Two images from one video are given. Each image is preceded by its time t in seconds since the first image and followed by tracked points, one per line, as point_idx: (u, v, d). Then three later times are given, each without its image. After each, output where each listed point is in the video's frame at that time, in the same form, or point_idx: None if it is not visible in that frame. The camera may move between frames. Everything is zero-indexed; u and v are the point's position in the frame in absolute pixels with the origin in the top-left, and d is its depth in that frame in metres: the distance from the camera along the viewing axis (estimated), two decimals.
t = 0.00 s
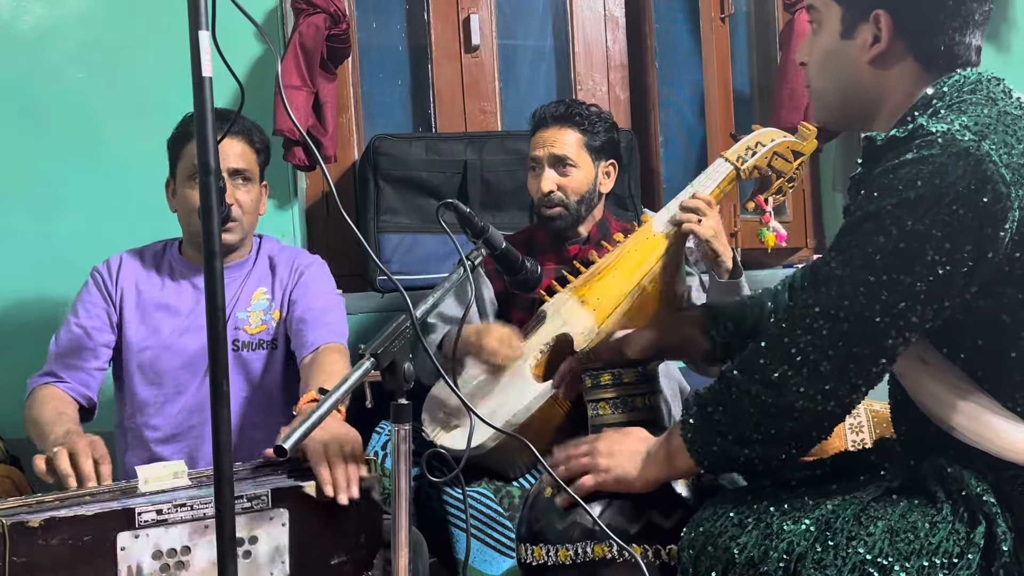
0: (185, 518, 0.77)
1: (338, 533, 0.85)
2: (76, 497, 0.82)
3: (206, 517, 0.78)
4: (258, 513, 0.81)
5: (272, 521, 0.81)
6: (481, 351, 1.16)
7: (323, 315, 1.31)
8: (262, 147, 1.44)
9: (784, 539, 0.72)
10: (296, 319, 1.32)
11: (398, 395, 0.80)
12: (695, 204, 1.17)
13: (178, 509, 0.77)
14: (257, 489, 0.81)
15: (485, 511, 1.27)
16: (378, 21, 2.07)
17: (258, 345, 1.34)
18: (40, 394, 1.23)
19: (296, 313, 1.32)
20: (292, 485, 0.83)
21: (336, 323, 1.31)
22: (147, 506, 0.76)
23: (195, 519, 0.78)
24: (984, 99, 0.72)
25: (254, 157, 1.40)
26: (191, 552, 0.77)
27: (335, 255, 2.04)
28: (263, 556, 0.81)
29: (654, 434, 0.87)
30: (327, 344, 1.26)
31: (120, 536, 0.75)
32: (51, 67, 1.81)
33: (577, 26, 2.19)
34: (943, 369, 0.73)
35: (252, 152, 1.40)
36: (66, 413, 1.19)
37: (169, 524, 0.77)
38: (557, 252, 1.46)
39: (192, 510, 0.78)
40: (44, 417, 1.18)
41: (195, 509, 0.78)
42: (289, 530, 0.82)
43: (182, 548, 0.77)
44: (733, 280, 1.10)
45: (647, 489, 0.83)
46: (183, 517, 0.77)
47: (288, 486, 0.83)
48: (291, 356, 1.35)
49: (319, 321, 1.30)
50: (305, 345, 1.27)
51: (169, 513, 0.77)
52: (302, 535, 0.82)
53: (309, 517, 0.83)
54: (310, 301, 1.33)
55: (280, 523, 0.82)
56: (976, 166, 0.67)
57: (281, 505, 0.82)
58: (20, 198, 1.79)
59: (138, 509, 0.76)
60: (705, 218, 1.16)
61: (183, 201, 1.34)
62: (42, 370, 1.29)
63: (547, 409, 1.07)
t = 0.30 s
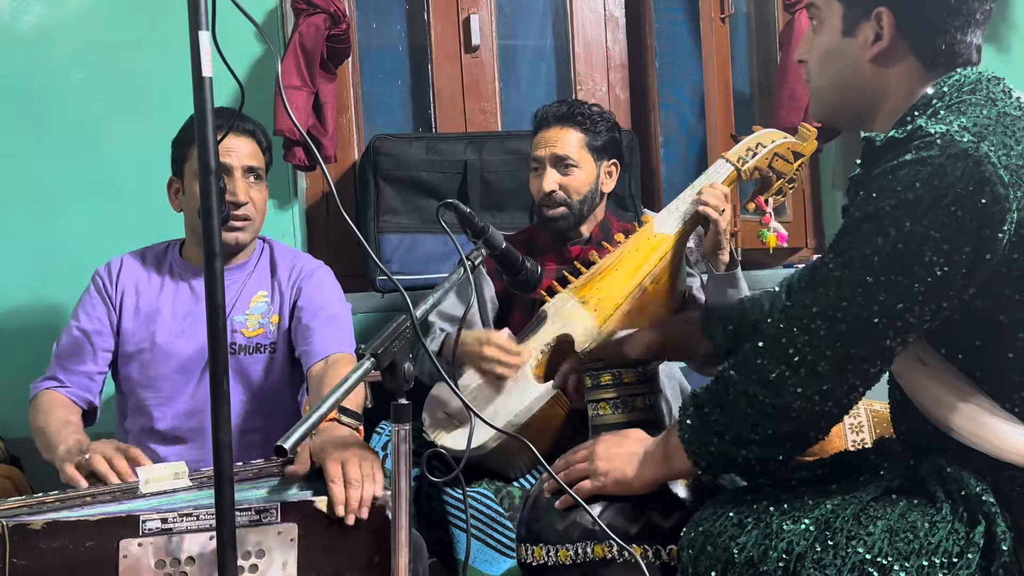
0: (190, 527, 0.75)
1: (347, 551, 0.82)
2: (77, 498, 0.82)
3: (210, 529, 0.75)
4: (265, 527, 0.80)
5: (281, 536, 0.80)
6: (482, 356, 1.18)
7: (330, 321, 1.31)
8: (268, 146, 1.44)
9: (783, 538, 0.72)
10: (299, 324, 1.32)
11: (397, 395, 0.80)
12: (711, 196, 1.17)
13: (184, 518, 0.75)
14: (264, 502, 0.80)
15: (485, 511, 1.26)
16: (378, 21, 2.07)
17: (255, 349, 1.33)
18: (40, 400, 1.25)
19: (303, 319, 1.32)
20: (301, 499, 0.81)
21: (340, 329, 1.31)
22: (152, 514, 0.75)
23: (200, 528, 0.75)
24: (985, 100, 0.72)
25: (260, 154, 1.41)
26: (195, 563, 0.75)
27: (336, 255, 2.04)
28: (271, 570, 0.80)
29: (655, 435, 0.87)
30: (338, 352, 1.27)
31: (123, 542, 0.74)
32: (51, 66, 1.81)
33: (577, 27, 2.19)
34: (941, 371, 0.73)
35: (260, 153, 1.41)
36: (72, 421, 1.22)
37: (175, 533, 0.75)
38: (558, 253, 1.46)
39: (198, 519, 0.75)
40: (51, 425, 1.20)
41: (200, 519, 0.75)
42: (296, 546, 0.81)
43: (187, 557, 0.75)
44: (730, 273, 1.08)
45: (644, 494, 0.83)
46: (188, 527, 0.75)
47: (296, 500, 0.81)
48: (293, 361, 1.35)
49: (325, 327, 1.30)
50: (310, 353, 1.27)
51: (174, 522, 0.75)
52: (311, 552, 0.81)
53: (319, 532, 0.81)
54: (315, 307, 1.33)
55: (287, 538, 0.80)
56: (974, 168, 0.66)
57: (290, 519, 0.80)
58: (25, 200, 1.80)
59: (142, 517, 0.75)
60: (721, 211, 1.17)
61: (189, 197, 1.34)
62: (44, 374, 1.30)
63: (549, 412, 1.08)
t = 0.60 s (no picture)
0: (184, 515, 0.78)
1: (333, 529, 0.85)
2: (76, 497, 0.82)
3: (204, 514, 0.78)
4: (255, 510, 0.81)
5: (269, 518, 0.81)
6: (486, 359, 1.14)
7: (324, 326, 1.30)
8: (265, 149, 1.44)
9: (783, 538, 0.72)
10: (301, 322, 1.32)
11: (397, 394, 0.80)
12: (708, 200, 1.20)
13: (178, 506, 0.78)
14: (253, 486, 0.81)
15: (485, 511, 1.27)
16: (378, 21, 2.07)
17: (264, 342, 1.34)
18: (33, 401, 1.23)
19: (298, 322, 1.32)
20: (289, 482, 0.83)
21: (336, 331, 1.30)
22: (146, 504, 0.77)
23: (194, 515, 0.78)
24: (984, 101, 0.72)
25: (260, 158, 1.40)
26: (190, 549, 0.78)
27: (336, 254, 2.04)
28: (262, 553, 0.81)
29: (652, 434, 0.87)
30: (328, 359, 1.25)
31: (120, 533, 0.76)
32: (50, 65, 1.81)
33: (577, 26, 2.20)
34: (942, 371, 0.73)
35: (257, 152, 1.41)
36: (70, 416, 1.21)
37: (168, 522, 0.77)
38: (559, 253, 1.46)
39: (191, 507, 0.78)
40: (47, 421, 1.19)
41: (192, 507, 0.78)
42: (285, 526, 0.83)
43: (182, 544, 0.78)
44: (728, 275, 1.15)
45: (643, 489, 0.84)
46: (182, 514, 0.78)
47: (282, 484, 0.83)
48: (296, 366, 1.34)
49: (319, 334, 1.29)
50: (307, 357, 1.27)
51: (168, 510, 0.78)
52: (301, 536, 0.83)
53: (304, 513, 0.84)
54: (311, 311, 1.33)
55: (276, 519, 0.82)
56: (975, 169, 0.67)
57: (278, 502, 0.82)
58: (24, 199, 1.80)
59: (137, 507, 0.77)
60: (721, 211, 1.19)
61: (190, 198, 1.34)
62: (34, 373, 1.28)
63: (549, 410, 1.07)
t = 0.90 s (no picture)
0: (191, 527, 0.76)
1: (351, 552, 0.81)
2: (78, 498, 0.82)
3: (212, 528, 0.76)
4: (267, 526, 0.78)
5: (282, 534, 0.79)
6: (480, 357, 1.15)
7: (323, 313, 1.30)
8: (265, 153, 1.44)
9: (783, 537, 0.72)
10: (298, 315, 1.31)
11: (397, 395, 0.80)
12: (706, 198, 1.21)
13: (185, 518, 0.76)
14: (265, 501, 0.79)
15: (485, 510, 1.25)
16: (378, 21, 2.07)
17: (259, 347, 1.33)
18: (35, 407, 1.26)
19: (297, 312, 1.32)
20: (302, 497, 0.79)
21: (335, 318, 1.30)
22: (153, 515, 0.76)
23: (201, 528, 0.76)
24: (983, 100, 0.72)
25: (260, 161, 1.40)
26: (197, 562, 0.76)
27: (336, 254, 2.04)
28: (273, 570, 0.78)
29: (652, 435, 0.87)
30: (332, 343, 1.26)
31: (125, 542, 0.75)
32: (51, 64, 1.81)
33: (577, 26, 2.20)
34: (943, 370, 0.73)
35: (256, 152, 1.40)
36: (65, 426, 1.21)
37: (176, 533, 0.76)
38: (559, 253, 1.50)
39: (199, 519, 0.76)
40: (45, 432, 1.19)
41: (201, 519, 0.76)
42: (298, 546, 0.79)
43: (189, 556, 0.76)
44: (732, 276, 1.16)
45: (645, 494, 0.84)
46: (190, 526, 0.76)
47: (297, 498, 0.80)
48: (294, 356, 1.35)
49: (319, 319, 1.29)
50: (307, 344, 1.26)
51: (175, 522, 0.76)
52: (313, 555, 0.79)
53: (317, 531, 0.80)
54: (309, 298, 1.33)
55: (289, 537, 0.79)
56: (975, 167, 0.67)
57: (292, 518, 0.79)
58: (25, 199, 1.80)
59: (143, 517, 0.75)
60: (715, 213, 1.20)
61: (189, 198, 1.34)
62: (35, 386, 1.31)
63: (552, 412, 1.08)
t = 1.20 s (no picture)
0: (185, 520, 0.78)
1: (335, 536, 0.85)
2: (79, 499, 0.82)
3: (207, 519, 0.78)
4: (257, 515, 0.80)
5: (271, 522, 0.81)
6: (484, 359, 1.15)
7: (320, 308, 1.30)
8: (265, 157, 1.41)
9: (783, 539, 0.72)
10: (298, 307, 1.32)
11: (397, 395, 0.80)
12: (709, 197, 1.26)
13: (180, 511, 0.78)
14: (256, 490, 0.80)
15: (486, 513, 1.26)
16: (378, 22, 2.07)
17: (261, 345, 1.33)
18: (37, 413, 1.25)
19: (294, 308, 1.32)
20: (290, 486, 0.83)
21: (330, 312, 1.30)
22: (149, 509, 0.77)
23: (196, 520, 0.78)
24: (977, 102, 0.72)
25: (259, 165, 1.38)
26: (192, 554, 0.78)
27: (336, 254, 2.04)
28: (264, 561, 0.81)
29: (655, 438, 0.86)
30: (330, 339, 1.25)
31: (121, 539, 0.76)
32: (51, 66, 1.81)
33: (577, 27, 2.20)
34: (940, 373, 0.73)
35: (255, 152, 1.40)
36: (66, 427, 1.21)
37: (170, 526, 0.77)
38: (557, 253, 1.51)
39: (194, 511, 0.78)
40: (47, 433, 1.19)
41: (196, 511, 0.78)
42: (287, 531, 0.82)
43: (184, 548, 0.78)
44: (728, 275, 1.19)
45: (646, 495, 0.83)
46: (184, 519, 0.78)
47: (285, 486, 0.82)
48: (294, 354, 1.35)
49: (315, 315, 1.29)
50: (305, 341, 1.26)
51: (171, 515, 0.78)
52: (303, 542, 0.83)
53: (306, 519, 0.83)
54: (306, 292, 1.33)
55: (277, 524, 0.81)
56: (970, 168, 0.67)
57: (280, 506, 0.82)
58: (26, 201, 1.80)
59: (139, 512, 0.76)
60: (716, 212, 1.25)
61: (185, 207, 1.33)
62: (35, 392, 1.30)
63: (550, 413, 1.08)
